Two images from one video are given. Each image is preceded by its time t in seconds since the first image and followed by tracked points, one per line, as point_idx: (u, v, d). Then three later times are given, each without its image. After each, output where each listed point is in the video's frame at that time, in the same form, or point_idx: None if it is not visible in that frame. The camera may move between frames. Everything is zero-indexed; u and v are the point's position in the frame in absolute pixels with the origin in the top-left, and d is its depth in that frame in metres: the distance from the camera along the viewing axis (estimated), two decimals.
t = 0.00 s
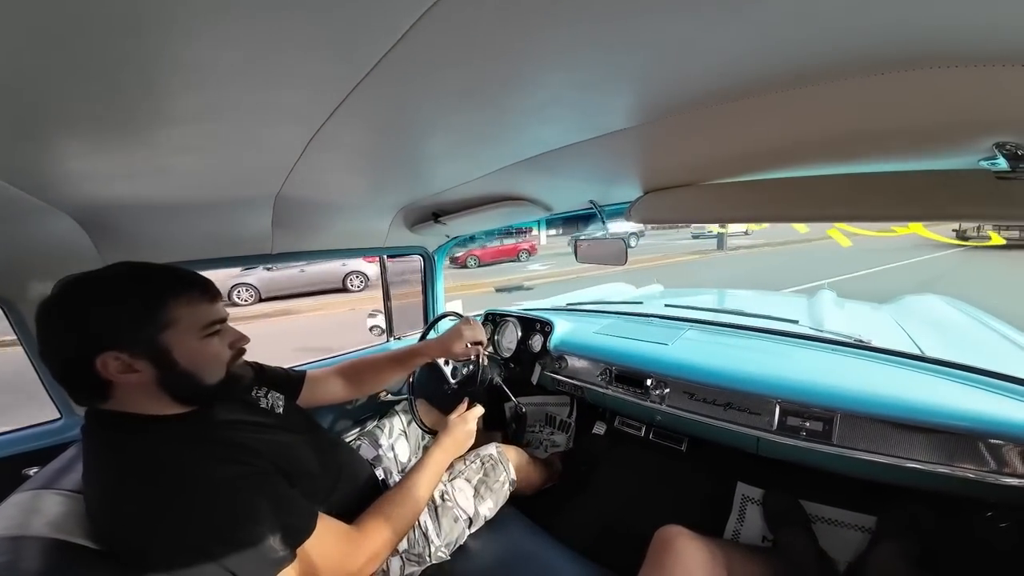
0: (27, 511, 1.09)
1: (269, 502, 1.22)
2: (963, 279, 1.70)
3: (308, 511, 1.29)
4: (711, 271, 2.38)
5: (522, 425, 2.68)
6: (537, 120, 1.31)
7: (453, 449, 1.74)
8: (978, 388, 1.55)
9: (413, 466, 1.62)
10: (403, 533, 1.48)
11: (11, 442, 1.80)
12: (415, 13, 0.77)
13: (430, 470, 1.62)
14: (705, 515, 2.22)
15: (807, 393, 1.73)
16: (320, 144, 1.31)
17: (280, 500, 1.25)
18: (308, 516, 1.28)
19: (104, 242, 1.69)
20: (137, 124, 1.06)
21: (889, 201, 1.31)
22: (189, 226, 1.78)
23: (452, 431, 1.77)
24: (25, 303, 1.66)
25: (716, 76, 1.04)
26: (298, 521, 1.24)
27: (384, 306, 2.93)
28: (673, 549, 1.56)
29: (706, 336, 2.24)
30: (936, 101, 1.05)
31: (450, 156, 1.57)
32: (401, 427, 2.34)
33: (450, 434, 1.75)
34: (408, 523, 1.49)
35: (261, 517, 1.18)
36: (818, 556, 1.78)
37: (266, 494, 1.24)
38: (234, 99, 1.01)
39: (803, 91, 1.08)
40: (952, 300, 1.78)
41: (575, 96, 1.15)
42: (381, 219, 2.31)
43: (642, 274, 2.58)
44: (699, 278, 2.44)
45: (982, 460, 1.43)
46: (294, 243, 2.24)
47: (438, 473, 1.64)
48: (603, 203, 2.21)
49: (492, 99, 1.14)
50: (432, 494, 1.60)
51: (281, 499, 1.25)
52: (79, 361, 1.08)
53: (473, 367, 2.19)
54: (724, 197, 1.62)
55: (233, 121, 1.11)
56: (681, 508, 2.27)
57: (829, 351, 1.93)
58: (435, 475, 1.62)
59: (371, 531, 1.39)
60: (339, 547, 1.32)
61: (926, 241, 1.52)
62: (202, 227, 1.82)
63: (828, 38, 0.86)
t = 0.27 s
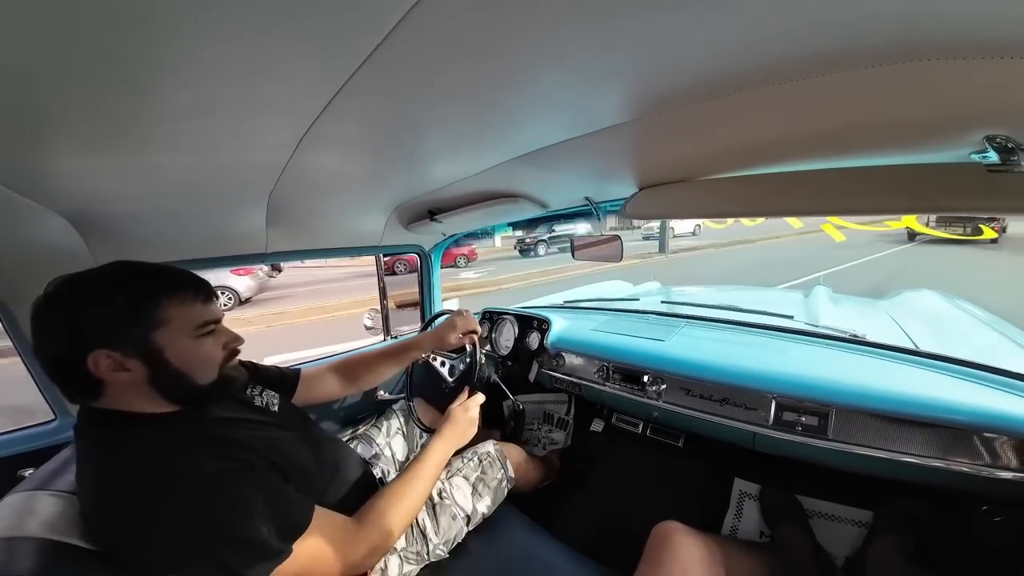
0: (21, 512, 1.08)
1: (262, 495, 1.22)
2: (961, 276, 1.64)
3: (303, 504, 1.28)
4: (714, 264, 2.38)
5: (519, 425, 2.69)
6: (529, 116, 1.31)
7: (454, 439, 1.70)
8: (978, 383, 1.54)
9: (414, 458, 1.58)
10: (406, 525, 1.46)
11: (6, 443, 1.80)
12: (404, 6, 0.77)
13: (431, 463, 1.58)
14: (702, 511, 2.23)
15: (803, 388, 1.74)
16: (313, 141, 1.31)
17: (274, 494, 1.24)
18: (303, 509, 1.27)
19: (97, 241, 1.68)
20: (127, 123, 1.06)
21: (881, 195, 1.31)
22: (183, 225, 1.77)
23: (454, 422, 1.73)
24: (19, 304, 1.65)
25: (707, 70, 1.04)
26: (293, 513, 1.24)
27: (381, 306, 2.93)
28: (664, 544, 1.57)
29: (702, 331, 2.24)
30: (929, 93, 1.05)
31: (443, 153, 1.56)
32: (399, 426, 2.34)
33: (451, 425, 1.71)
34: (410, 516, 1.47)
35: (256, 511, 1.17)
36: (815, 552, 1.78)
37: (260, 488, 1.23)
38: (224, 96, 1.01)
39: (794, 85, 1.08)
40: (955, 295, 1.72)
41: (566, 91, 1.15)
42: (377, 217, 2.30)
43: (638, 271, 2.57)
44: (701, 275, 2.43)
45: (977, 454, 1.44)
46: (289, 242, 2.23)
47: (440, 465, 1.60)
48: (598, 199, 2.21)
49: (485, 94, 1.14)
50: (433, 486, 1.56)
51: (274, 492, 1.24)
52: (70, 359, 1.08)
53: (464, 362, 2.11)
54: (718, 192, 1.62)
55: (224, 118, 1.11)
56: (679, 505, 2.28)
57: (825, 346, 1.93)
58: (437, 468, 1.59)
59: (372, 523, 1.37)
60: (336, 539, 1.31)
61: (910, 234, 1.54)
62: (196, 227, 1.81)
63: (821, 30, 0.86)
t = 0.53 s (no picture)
0: (19, 512, 1.09)
1: (265, 487, 1.20)
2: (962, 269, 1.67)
3: (308, 494, 1.26)
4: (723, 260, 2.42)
5: (519, 424, 2.67)
6: (528, 113, 1.30)
7: (461, 426, 1.67)
8: (982, 381, 1.53)
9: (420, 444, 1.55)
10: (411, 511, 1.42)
11: (6, 442, 1.80)
12: (401, 3, 0.76)
13: (438, 449, 1.54)
14: (701, 508, 2.24)
15: (803, 385, 1.74)
16: (311, 139, 1.31)
17: (276, 485, 1.23)
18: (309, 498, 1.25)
19: (95, 240, 1.68)
20: (124, 121, 1.05)
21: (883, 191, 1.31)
22: (182, 223, 1.77)
23: (460, 408, 1.69)
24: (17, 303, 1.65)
25: (706, 66, 1.03)
26: (298, 504, 1.22)
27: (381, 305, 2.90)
28: (665, 546, 1.56)
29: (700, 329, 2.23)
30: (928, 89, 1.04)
31: (442, 150, 1.56)
32: (399, 424, 2.33)
33: (457, 411, 1.68)
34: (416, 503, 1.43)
35: (259, 502, 1.17)
36: (814, 548, 1.79)
37: (263, 480, 1.22)
38: (220, 94, 1.00)
39: (793, 81, 1.08)
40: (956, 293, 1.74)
41: (565, 87, 1.15)
42: (376, 215, 2.30)
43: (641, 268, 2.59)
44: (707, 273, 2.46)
45: (979, 451, 1.44)
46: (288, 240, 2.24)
47: (446, 450, 1.57)
48: (598, 196, 2.22)
49: (483, 90, 1.14)
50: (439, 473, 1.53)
51: (276, 484, 1.23)
52: (63, 361, 1.08)
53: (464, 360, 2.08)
54: (717, 189, 1.62)
55: (221, 116, 1.10)
56: (678, 502, 2.28)
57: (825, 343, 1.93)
58: (443, 454, 1.55)
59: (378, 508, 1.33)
60: (343, 524, 1.27)
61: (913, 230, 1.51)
62: (194, 225, 1.81)
63: (820, 25, 0.86)
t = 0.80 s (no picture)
0: (20, 508, 1.10)
1: (259, 473, 1.22)
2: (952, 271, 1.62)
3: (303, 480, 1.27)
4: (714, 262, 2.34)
5: (518, 419, 2.66)
6: (528, 111, 1.32)
7: (461, 412, 1.66)
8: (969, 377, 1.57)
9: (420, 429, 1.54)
10: (411, 496, 1.41)
11: (7, 438, 1.80)
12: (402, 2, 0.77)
13: (439, 434, 1.53)
14: (697, 504, 2.25)
15: (797, 381, 1.76)
16: (312, 137, 1.32)
17: (270, 472, 1.24)
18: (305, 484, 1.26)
19: (96, 237, 1.68)
20: (126, 119, 1.06)
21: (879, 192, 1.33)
22: (181, 220, 1.77)
23: (458, 395, 1.69)
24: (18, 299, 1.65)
25: (705, 65, 1.05)
26: (294, 491, 1.23)
27: (382, 302, 2.90)
28: (664, 547, 1.54)
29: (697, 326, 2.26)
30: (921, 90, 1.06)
31: (443, 148, 1.57)
32: (399, 420, 2.35)
33: (457, 398, 1.67)
34: (417, 488, 1.42)
35: (253, 489, 1.17)
36: (808, 543, 1.81)
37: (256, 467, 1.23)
38: (223, 92, 1.01)
39: (790, 81, 1.10)
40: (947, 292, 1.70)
41: (566, 86, 1.16)
42: (375, 212, 2.31)
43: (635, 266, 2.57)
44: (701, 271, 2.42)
45: (968, 448, 1.46)
46: (288, 237, 2.24)
47: (447, 435, 1.55)
48: (597, 194, 2.24)
49: (484, 88, 1.15)
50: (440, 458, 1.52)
51: (270, 471, 1.24)
52: (59, 356, 1.10)
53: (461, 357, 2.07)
54: (715, 188, 1.64)
55: (223, 114, 1.11)
56: (674, 499, 2.30)
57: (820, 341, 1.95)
58: (444, 439, 1.54)
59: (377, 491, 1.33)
60: (339, 509, 1.26)
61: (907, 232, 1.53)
62: (195, 222, 1.82)
63: (815, 26, 0.87)
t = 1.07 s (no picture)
0: (12, 505, 1.09)
1: (253, 475, 1.19)
2: (951, 273, 1.59)
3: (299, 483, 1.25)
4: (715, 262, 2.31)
5: (518, 416, 2.63)
6: (529, 108, 1.31)
7: (456, 421, 1.65)
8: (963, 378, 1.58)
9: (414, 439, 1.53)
10: (406, 506, 1.40)
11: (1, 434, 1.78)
12: None
13: (433, 445, 1.52)
14: (694, 504, 2.26)
15: (795, 382, 1.76)
16: (311, 132, 1.31)
17: (265, 474, 1.22)
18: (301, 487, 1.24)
19: (92, 231, 1.67)
20: (123, 112, 1.05)
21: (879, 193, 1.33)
22: (180, 216, 1.77)
23: (453, 404, 1.68)
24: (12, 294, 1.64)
25: (708, 63, 1.04)
26: (289, 493, 1.20)
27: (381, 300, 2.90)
28: (666, 550, 1.53)
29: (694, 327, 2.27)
30: (924, 90, 1.06)
31: (443, 145, 1.57)
32: (396, 418, 2.35)
33: (452, 407, 1.67)
34: (411, 498, 1.41)
35: (248, 491, 1.15)
36: (804, 542, 1.82)
37: (251, 469, 1.21)
38: (222, 87, 1.00)
39: (791, 80, 1.09)
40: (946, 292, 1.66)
41: (567, 83, 1.15)
42: (374, 209, 2.30)
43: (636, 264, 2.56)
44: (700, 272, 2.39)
45: (964, 449, 1.46)
46: (286, 234, 2.23)
47: (441, 446, 1.55)
48: (597, 193, 2.23)
49: (484, 85, 1.14)
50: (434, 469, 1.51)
51: (265, 472, 1.22)
52: (47, 356, 1.09)
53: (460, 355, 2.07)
54: (715, 187, 1.64)
55: (222, 109, 1.10)
56: (671, 498, 2.30)
57: (817, 342, 1.95)
58: (438, 450, 1.53)
59: (373, 501, 1.31)
60: (334, 517, 1.24)
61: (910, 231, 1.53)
62: (192, 218, 1.80)
63: (818, 25, 0.87)
